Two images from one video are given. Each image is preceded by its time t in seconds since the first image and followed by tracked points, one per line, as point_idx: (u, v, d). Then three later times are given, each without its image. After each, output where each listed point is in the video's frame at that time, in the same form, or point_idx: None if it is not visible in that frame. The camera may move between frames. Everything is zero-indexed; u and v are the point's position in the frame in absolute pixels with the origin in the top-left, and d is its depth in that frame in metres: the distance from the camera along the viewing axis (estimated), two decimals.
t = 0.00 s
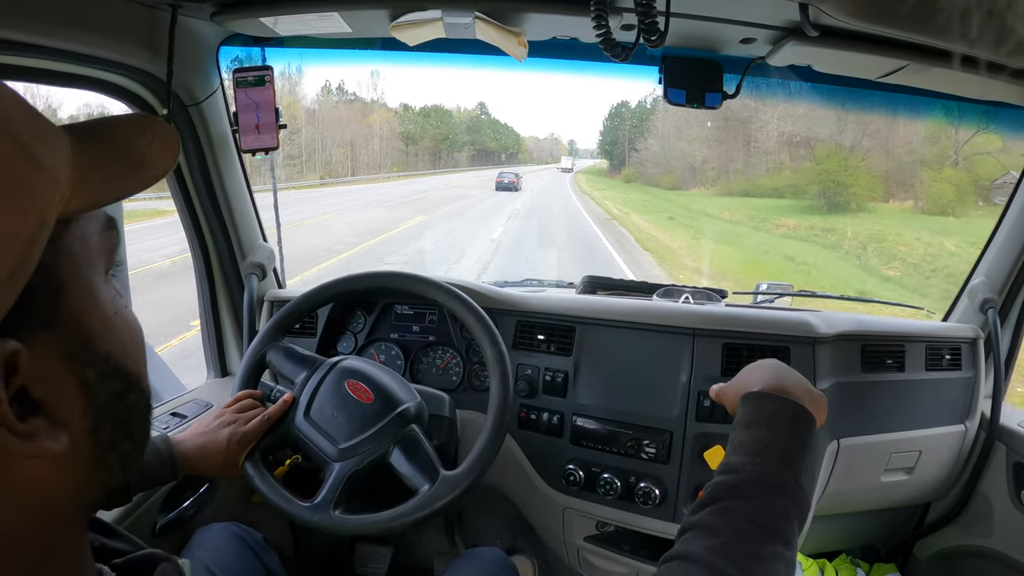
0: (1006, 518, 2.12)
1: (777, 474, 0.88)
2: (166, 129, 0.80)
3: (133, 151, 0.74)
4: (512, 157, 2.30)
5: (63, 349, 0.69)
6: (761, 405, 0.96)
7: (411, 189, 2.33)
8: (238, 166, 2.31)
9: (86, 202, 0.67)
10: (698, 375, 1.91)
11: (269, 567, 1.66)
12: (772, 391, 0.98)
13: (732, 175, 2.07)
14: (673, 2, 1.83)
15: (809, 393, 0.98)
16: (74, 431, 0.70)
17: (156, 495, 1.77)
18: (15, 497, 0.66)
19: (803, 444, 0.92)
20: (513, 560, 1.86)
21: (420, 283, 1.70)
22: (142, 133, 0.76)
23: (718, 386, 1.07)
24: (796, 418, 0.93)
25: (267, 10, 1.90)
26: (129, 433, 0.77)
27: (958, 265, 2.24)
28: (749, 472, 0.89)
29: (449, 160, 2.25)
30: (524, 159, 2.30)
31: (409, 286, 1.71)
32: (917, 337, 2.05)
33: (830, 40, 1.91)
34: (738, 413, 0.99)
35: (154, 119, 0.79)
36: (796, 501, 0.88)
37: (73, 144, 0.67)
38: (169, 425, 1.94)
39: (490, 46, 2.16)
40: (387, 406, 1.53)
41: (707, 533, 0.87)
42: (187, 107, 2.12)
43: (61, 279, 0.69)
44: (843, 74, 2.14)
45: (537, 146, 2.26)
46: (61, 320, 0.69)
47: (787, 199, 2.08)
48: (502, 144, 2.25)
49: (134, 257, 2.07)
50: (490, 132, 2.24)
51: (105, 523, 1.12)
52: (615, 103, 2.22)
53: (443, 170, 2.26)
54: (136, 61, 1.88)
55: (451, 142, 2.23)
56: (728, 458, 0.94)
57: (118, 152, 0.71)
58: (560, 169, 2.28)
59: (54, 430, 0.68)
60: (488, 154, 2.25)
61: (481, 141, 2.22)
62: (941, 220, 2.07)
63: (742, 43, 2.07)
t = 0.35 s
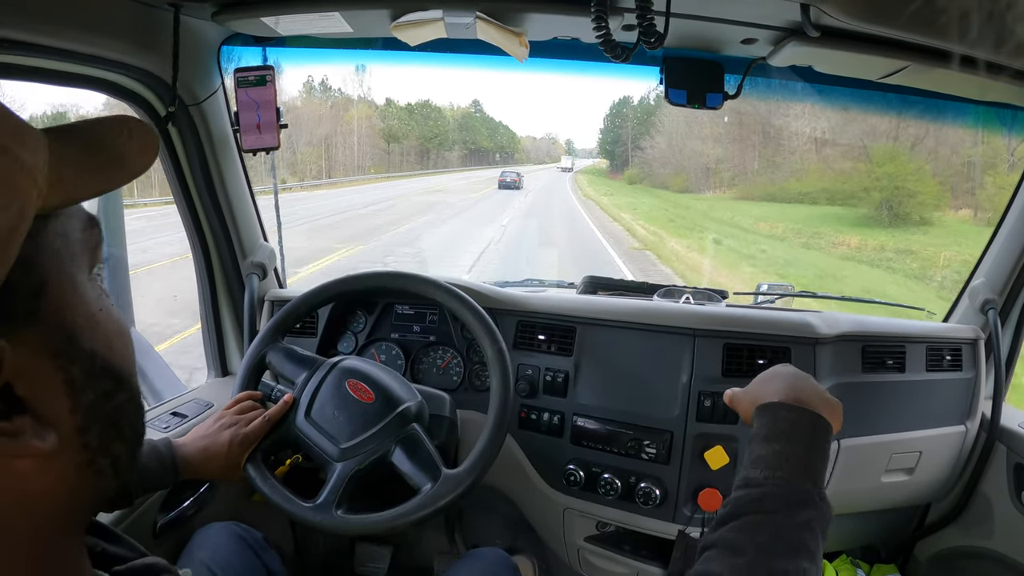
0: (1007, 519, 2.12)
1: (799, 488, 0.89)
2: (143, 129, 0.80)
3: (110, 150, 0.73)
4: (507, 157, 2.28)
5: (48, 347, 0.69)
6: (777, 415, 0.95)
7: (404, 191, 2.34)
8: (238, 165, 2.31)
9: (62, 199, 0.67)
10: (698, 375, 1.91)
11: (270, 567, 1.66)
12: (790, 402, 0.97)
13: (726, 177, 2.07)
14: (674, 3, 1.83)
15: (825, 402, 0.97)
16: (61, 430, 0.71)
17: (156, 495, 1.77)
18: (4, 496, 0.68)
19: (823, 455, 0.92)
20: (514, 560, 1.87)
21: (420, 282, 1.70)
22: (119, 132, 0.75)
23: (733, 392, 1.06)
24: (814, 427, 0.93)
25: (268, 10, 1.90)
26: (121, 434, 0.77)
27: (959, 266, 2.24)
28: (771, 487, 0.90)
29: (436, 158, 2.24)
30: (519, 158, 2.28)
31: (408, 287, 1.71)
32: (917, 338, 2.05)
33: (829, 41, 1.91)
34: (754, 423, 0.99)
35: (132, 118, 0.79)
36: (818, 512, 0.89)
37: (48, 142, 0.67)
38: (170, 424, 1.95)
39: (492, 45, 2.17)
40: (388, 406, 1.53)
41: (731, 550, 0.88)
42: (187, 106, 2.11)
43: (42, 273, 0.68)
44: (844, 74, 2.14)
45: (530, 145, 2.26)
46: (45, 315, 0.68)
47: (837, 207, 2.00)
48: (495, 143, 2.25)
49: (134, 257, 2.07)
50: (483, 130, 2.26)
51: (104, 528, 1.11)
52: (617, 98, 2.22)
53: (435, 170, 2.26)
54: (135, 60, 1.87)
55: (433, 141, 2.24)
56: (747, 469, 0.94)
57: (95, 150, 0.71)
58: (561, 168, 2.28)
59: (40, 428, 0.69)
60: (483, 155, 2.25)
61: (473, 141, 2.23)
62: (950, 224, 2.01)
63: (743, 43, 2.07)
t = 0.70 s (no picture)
0: (1007, 522, 2.12)
1: (797, 488, 0.89)
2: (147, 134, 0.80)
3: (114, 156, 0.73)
4: (502, 156, 2.35)
5: (49, 340, 0.69)
6: (777, 416, 0.95)
7: (404, 188, 2.37)
8: (239, 164, 2.31)
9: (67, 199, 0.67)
10: (698, 375, 1.90)
11: (269, 565, 1.66)
12: (790, 402, 0.96)
13: (729, 179, 2.08)
14: (675, 2, 1.83)
15: (825, 403, 0.97)
16: (62, 422, 0.70)
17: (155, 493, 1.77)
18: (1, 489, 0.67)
19: (821, 456, 0.92)
20: (514, 559, 1.87)
21: (419, 281, 1.71)
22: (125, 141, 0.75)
23: (732, 393, 1.06)
24: (813, 428, 0.93)
25: (270, 8, 1.91)
26: (119, 430, 0.77)
27: (960, 267, 2.23)
28: (769, 486, 0.90)
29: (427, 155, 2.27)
30: (515, 157, 2.35)
31: (406, 285, 1.71)
32: (917, 340, 2.05)
33: (830, 41, 1.91)
34: (754, 422, 0.99)
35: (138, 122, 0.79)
36: (815, 513, 0.88)
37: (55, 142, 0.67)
38: (169, 423, 1.94)
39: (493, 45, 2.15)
40: (389, 404, 1.54)
41: (727, 548, 0.88)
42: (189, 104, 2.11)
43: (47, 268, 0.69)
44: (845, 74, 2.14)
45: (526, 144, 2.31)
46: (46, 309, 0.68)
47: (867, 213, 2.03)
48: (489, 142, 2.29)
49: (134, 254, 2.07)
50: (475, 128, 2.26)
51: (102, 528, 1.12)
52: (621, 92, 2.24)
53: (424, 169, 2.31)
54: (136, 58, 1.88)
55: (416, 138, 2.24)
56: (745, 468, 0.94)
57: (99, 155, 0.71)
58: (561, 168, 2.32)
59: (40, 420, 0.68)
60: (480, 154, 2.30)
61: (463, 139, 2.25)
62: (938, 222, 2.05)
63: (745, 43, 2.07)
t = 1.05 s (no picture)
0: (1007, 522, 2.12)
1: (796, 490, 0.89)
2: (171, 143, 0.80)
3: (137, 167, 0.73)
4: (496, 155, 2.31)
5: (66, 371, 0.69)
6: (775, 417, 0.95)
7: (400, 190, 2.37)
8: (238, 168, 2.30)
9: (85, 218, 0.67)
10: (698, 376, 1.90)
11: (269, 568, 1.66)
12: (788, 403, 0.97)
13: (740, 180, 2.07)
14: (674, 5, 1.83)
15: (826, 407, 0.98)
16: (72, 453, 0.70)
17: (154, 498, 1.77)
18: (10, 523, 0.66)
19: (819, 457, 0.92)
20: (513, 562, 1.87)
21: (417, 284, 1.71)
22: (147, 151, 0.75)
23: (730, 393, 1.07)
24: (811, 429, 0.93)
25: (268, 11, 1.91)
26: (126, 456, 0.77)
27: (960, 268, 2.23)
28: (767, 487, 0.89)
29: (410, 150, 2.24)
30: (510, 157, 2.32)
31: (402, 287, 1.72)
32: (917, 341, 2.05)
33: (830, 43, 1.91)
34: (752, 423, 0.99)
35: (156, 137, 0.78)
36: (815, 514, 0.88)
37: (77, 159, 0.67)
38: (168, 426, 1.94)
39: (493, 48, 2.16)
40: (389, 406, 1.54)
41: (725, 548, 0.88)
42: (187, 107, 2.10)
43: (65, 296, 0.69)
44: (845, 76, 2.14)
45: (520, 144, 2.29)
46: (63, 340, 0.69)
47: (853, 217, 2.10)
48: (482, 141, 2.25)
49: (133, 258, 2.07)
50: (467, 126, 2.24)
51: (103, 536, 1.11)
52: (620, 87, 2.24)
53: (410, 168, 2.29)
54: (137, 62, 1.89)
55: (396, 137, 2.22)
56: (744, 471, 0.94)
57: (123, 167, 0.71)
58: (561, 168, 2.32)
59: (51, 453, 0.68)
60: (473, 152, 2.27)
61: (455, 137, 2.21)
62: (940, 230, 2.06)
63: (743, 46, 2.07)
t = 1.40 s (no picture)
0: (1006, 520, 2.12)
1: (785, 484, 0.89)
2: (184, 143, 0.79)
3: (151, 170, 0.72)
4: (492, 153, 2.37)
5: (73, 368, 0.70)
6: (768, 413, 0.95)
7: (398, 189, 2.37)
8: (238, 167, 2.30)
9: (101, 222, 0.67)
10: (697, 376, 1.91)
11: (269, 567, 1.66)
12: (781, 399, 0.96)
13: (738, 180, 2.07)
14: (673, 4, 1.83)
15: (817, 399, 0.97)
16: (76, 449, 0.70)
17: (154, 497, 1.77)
18: (13, 517, 0.66)
19: (812, 451, 0.92)
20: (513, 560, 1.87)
21: (416, 282, 1.71)
22: (163, 154, 0.74)
23: (724, 392, 1.07)
24: (803, 424, 0.93)
25: (267, 10, 1.90)
26: (130, 457, 0.77)
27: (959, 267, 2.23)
28: (760, 481, 0.90)
29: (407, 147, 2.24)
30: (507, 156, 2.37)
31: (401, 286, 1.72)
32: (916, 339, 2.05)
33: (829, 42, 1.91)
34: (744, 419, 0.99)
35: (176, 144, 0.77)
36: (806, 509, 0.88)
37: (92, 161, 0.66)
38: (167, 425, 1.94)
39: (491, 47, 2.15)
40: (389, 405, 1.54)
41: (717, 544, 0.89)
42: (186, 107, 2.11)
43: (75, 293, 0.69)
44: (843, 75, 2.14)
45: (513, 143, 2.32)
46: (72, 338, 0.69)
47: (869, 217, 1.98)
48: (475, 140, 2.28)
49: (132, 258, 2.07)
50: (458, 123, 2.24)
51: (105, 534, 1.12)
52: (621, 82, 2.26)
53: (397, 168, 2.29)
54: (138, 62, 1.89)
55: (374, 134, 2.20)
56: (737, 466, 0.94)
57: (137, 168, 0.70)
58: (560, 167, 2.32)
59: (57, 448, 0.68)
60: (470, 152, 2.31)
61: (446, 135, 2.21)
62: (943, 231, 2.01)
63: (742, 44, 2.07)
